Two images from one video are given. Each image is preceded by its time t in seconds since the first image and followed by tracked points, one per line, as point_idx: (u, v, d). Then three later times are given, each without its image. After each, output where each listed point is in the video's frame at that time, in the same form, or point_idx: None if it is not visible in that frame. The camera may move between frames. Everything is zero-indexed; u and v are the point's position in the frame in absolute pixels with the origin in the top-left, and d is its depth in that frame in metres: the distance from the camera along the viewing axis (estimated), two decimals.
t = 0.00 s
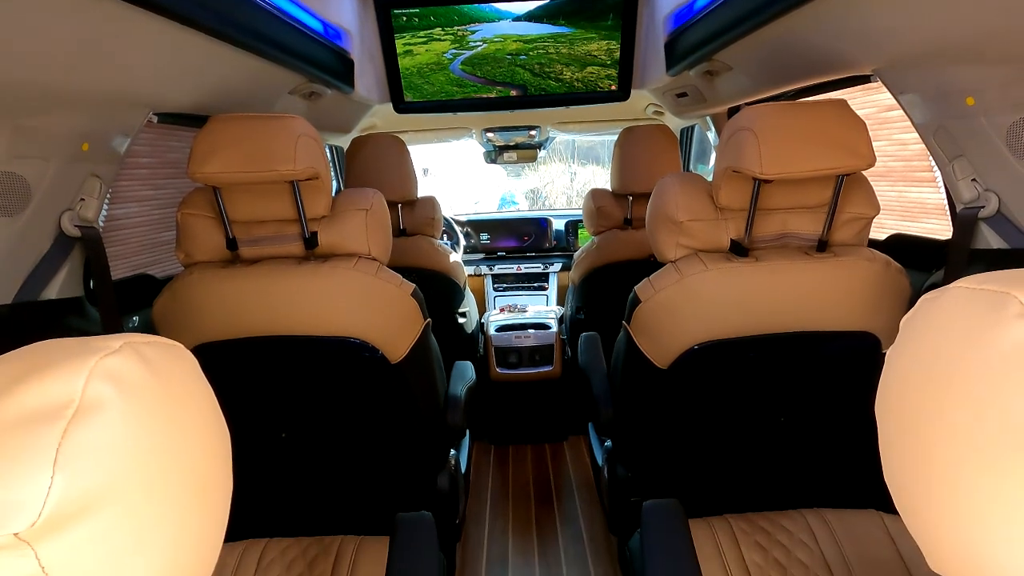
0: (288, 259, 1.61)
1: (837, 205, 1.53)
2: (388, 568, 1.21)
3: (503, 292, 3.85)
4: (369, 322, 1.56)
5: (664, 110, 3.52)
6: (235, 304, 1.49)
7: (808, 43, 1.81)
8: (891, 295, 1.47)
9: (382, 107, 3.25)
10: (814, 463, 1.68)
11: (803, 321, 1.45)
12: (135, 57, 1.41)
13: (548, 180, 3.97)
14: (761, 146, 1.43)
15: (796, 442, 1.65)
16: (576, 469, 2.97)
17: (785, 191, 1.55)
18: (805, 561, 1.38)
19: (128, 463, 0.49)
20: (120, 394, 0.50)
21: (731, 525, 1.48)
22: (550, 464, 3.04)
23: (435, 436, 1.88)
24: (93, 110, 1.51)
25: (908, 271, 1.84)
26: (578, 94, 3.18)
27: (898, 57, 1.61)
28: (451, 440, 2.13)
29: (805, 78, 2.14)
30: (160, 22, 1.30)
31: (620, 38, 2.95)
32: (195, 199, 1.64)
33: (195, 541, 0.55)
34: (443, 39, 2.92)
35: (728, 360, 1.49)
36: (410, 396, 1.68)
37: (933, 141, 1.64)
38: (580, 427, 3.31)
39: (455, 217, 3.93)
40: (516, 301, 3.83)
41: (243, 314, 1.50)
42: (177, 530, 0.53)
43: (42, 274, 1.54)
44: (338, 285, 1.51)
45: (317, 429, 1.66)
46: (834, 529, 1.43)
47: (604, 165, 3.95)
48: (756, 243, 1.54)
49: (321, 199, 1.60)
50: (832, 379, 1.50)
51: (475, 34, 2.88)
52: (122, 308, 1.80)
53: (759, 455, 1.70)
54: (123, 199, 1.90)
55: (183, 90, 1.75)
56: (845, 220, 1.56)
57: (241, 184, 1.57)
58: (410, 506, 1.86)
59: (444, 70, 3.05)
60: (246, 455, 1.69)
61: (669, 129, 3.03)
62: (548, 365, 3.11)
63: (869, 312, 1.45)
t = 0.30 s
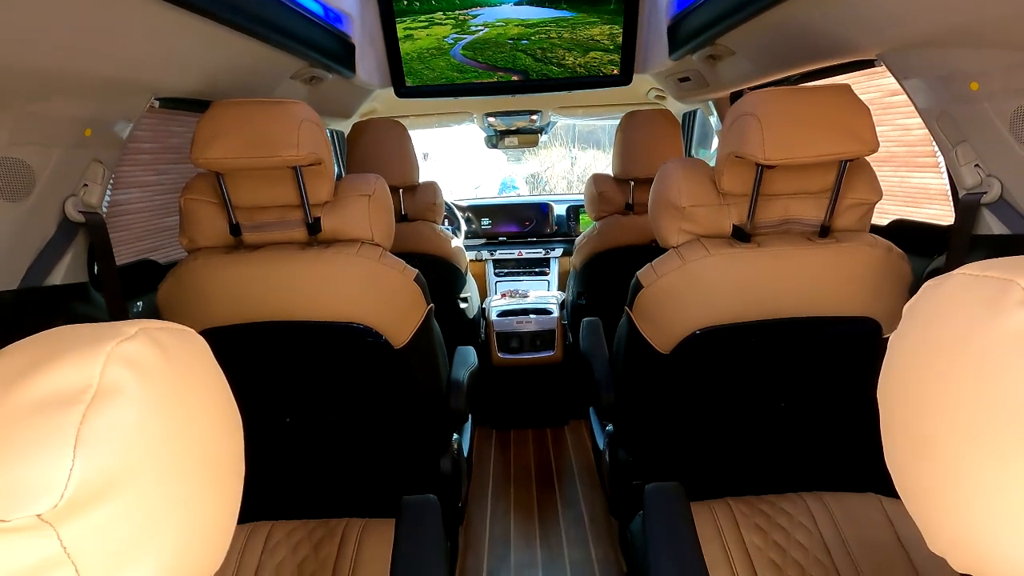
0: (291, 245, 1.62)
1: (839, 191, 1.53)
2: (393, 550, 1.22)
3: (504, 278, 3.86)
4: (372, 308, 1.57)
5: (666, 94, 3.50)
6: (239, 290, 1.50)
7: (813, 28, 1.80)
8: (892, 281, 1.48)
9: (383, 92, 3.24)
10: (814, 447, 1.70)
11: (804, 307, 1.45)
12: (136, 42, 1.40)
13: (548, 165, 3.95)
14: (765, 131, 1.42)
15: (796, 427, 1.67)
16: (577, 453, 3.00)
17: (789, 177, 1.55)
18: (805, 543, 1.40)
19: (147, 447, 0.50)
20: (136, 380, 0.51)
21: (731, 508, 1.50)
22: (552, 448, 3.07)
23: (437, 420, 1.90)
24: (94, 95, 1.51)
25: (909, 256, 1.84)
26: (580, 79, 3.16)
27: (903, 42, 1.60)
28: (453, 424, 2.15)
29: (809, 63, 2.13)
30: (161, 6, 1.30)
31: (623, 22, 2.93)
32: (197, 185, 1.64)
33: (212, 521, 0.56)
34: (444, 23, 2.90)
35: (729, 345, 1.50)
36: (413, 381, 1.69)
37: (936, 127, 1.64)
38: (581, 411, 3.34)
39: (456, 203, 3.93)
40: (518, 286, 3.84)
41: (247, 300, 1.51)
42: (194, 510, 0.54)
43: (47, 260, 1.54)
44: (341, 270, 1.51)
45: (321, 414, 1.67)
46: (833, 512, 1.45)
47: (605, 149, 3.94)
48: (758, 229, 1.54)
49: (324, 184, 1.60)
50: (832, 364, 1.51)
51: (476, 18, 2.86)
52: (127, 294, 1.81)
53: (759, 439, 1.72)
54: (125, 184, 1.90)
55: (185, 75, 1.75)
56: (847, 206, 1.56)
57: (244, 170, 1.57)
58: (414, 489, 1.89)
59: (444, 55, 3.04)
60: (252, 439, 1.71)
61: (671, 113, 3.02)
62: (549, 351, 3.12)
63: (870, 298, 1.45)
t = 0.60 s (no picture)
0: (295, 232, 1.62)
1: (840, 179, 1.54)
2: (399, 533, 1.25)
3: (506, 263, 3.88)
4: (375, 295, 1.58)
5: (667, 80, 3.49)
6: (244, 277, 1.51)
7: (816, 15, 1.80)
8: (892, 269, 1.49)
9: (384, 77, 3.22)
10: (812, 432, 1.72)
11: (804, 295, 1.47)
12: (138, 30, 1.40)
13: (549, 148, 3.90)
14: (766, 120, 1.43)
15: (794, 412, 1.69)
16: (577, 438, 3.03)
17: (790, 165, 1.56)
18: (803, 527, 1.42)
19: (168, 438, 0.52)
20: (155, 373, 0.52)
21: (730, 492, 1.52)
22: (552, 432, 3.10)
23: (440, 406, 1.92)
24: (98, 83, 1.51)
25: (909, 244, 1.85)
26: (581, 64, 3.14)
27: (906, 29, 1.59)
28: (456, 410, 2.18)
29: (812, 50, 2.13)
30: None
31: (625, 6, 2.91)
32: (201, 172, 1.65)
33: (231, 509, 0.58)
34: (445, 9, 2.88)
35: (729, 333, 1.51)
36: (416, 367, 1.71)
37: (938, 115, 1.64)
38: (582, 396, 3.37)
39: (457, 188, 3.94)
40: (519, 272, 3.87)
41: (251, 287, 1.52)
42: (214, 499, 0.56)
43: (53, 248, 1.55)
44: (345, 258, 1.52)
45: (325, 399, 1.69)
46: (832, 497, 1.48)
47: (606, 133, 3.91)
48: (759, 217, 1.55)
49: (327, 172, 1.60)
50: (831, 350, 1.53)
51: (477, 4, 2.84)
52: (132, 281, 1.82)
53: (758, 424, 1.74)
54: (129, 172, 1.91)
55: (187, 62, 1.74)
56: (848, 194, 1.57)
57: (247, 158, 1.57)
58: (417, 473, 1.91)
59: (444, 41, 3.03)
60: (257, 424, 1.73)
61: (673, 99, 3.02)
62: (550, 337, 3.15)
63: (870, 285, 1.47)
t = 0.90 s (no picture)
0: (295, 217, 1.63)
1: (838, 164, 1.54)
2: (401, 514, 1.28)
3: (506, 248, 3.90)
4: (376, 279, 1.59)
5: (668, 63, 3.48)
6: (245, 262, 1.53)
7: None
8: (888, 254, 1.50)
9: (383, 61, 3.21)
10: (808, 416, 1.74)
11: (801, 279, 1.48)
12: (137, 15, 1.40)
13: (550, 132, 3.92)
14: (764, 105, 1.43)
15: (790, 396, 1.71)
16: (577, 421, 3.06)
17: (788, 150, 1.56)
18: (797, 508, 1.45)
19: (175, 420, 0.53)
20: (161, 356, 0.54)
21: (726, 474, 1.55)
22: (552, 416, 3.13)
23: (440, 389, 1.94)
24: (97, 68, 1.51)
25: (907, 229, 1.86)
26: (581, 48, 3.12)
27: (906, 13, 1.59)
28: (456, 394, 2.20)
29: (813, 34, 2.12)
30: None
31: None
32: (201, 158, 1.65)
33: (236, 491, 0.60)
34: None
35: (727, 317, 1.53)
36: (416, 351, 1.73)
37: (937, 100, 1.64)
38: (581, 380, 3.39)
39: (457, 172, 3.95)
40: (519, 256, 3.88)
41: (253, 272, 1.53)
42: (220, 480, 0.57)
43: (56, 234, 1.57)
44: (345, 243, 1.53)
45: (327, 383, 1.71)
46: (826, 479, 1.50)
47: (606, 116, 3.92)
48: (757, 202, 1.56)
49: (326, 157, 1.61)
50: (828, 335, 1.54)
51: None
52: (133, 266, 1.84)
53: (756, 407, 1.75)
54: (129, 157, 1.91)
55: (186, 46, 1.74)
56: (845, 179, 1.57)
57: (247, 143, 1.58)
58: (418, 456, 1.94)
59: (444, 25, 3.01)
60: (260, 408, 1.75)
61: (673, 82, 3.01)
62: (550, 321, 3.18)
63: (867, 270, 1.48)
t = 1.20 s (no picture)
0: (296, 202, 1.64)
1: (839, 148, 1.54)
2: (403, 495, 1.30)
3: (506, 232, 3.90)
4: (377, 264, 1.60)
5: (670, 46, 3.46)
6: (247, 247, 1.54)
7: None
8: (887, 238, 1.51)
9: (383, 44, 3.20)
10: (806, 399, 1.76)
11: (800, 263, 1.48)
12: None
13: (551, 115, 3.92)
14: (765, 89, 1.43)
15: (789, 380, 1.72)
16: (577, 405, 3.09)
17: (789, 134, 1.56)
18: (794, 490, 1.47)
19: (183, 402, 0.54)
20: (169, 339, 0.55)
21: (724, 457, 1.57)
22: (553, 399, 3.15)
23: (442, 373, 1.96)
24: (97, 52, 1.51)
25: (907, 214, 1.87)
26: (582, 31, 3.09)
27: None
28: (457, 377, 2.22)
29: (815, 17, 2.11)
30: None
31: None
32: (201, 142, 1.65)
33: (243, 470, 0.61)
34: None
35: (726, 300, 1.54)
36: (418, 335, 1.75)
37: (938, 84, 1.64)
38: (582, 364, 3.41)
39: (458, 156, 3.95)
40: (519, 241, 3.89)
41: (255, 256, 1.54)
42: (228, 461, 0.58)
43: (58, 218, 1.57)
44: (347, 227, 1.54)
45: (329, 367, 1.72)
46: (824, 461, 1.52)
47: (608, 100, 3.88)
48: (757, 186, 1.56)
49: (327, 142, 1.61)
50: (827, 319, 1.55)
51: None
52: (135, 250, 1.84)
53: (756, 391, 1.76)
54: (130, 141, 1.91)
55: (186, 30, 1.74)
56: (846, 163, 1.58)
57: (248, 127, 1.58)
58: (420, 439, 1.96)
59: (443, 9, 2.98)
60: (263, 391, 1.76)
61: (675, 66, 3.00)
62: (550, 305, 3.20)
63: (867, 254, 1.48)
